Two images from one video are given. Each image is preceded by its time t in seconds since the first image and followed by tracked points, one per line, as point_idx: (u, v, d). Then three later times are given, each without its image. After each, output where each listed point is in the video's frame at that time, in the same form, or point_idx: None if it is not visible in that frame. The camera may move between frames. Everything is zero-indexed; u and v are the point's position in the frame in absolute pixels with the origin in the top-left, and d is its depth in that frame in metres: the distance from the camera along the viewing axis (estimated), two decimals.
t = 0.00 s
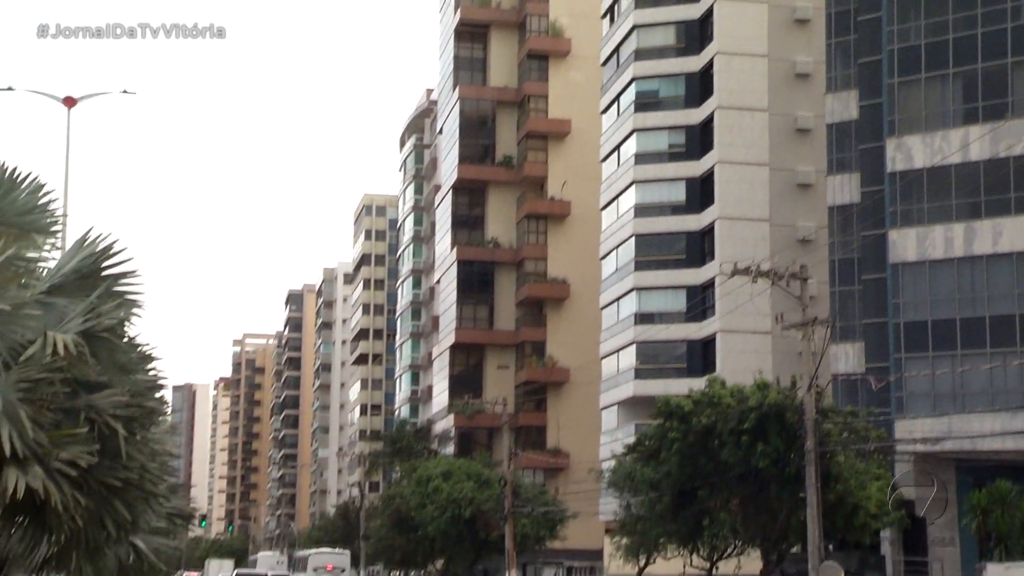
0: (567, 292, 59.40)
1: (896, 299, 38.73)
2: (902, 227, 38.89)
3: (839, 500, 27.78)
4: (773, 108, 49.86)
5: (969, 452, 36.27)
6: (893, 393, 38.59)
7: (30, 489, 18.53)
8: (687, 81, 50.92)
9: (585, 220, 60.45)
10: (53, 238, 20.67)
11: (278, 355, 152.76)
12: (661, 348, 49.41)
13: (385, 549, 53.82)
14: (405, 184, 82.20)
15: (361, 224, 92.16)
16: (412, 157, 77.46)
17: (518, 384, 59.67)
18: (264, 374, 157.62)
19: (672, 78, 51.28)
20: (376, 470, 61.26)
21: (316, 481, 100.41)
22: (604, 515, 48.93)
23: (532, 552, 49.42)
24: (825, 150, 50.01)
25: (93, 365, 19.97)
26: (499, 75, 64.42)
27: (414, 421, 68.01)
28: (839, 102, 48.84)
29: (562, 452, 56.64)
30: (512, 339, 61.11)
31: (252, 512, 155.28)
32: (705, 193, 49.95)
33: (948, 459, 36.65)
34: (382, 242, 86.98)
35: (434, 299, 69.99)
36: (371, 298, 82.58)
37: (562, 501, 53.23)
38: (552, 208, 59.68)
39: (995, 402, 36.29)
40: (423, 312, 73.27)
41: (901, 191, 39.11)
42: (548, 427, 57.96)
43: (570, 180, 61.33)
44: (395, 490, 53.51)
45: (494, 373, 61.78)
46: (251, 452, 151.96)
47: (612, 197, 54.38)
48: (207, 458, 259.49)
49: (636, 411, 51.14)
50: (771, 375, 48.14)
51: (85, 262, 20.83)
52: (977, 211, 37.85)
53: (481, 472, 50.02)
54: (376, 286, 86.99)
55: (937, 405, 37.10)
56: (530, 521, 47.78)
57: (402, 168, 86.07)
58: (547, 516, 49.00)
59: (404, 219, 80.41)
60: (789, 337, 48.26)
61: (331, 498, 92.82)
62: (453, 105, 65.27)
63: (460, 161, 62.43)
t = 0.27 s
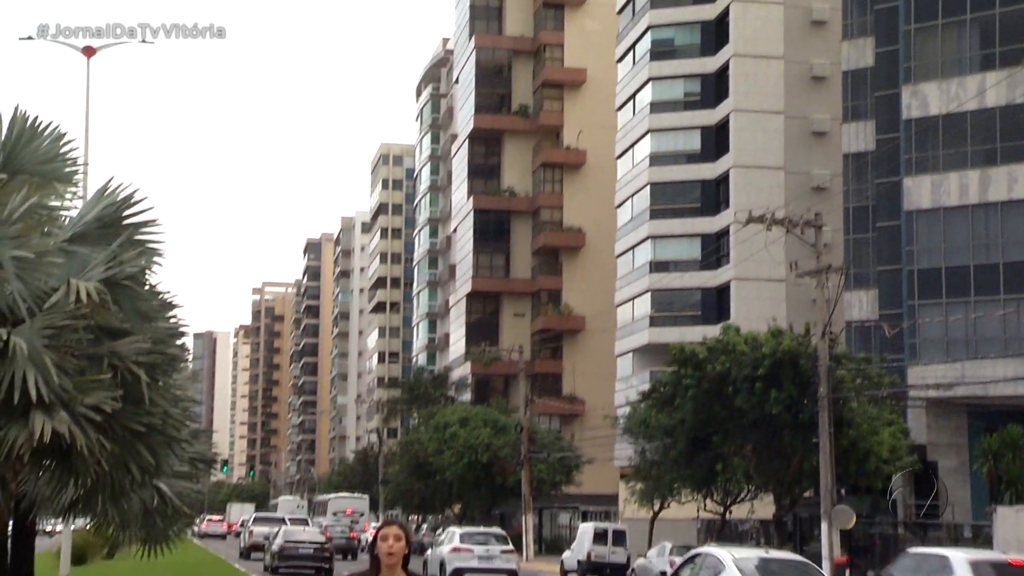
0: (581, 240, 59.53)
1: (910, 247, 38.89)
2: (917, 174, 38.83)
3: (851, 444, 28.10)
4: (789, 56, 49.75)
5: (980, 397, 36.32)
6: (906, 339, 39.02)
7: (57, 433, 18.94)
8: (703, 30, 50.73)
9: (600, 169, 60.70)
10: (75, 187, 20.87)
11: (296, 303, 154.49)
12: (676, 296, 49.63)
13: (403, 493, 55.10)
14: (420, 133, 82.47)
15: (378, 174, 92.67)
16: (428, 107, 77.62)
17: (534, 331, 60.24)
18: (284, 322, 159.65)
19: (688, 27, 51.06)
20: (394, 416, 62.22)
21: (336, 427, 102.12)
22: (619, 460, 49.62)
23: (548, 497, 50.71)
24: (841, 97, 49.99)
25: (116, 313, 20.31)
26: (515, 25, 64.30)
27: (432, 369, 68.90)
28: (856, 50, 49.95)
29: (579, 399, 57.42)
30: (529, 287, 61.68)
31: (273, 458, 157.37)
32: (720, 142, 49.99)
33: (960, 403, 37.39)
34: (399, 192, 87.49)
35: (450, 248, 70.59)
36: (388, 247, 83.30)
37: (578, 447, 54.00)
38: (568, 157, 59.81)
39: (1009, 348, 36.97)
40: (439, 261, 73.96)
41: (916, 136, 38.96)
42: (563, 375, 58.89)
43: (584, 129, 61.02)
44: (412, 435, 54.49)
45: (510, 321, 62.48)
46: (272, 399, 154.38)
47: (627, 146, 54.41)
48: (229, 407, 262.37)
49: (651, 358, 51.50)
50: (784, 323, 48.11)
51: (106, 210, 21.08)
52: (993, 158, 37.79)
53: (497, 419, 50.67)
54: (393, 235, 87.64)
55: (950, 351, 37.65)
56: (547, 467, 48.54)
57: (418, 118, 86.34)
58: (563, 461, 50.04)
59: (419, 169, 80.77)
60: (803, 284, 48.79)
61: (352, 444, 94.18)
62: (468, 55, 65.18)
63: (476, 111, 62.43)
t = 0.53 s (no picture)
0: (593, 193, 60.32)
1: (919, 199, 39.01)
2: (927, 126, 38.76)
3: (859, 397, 28.17)
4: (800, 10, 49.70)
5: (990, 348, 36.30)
6: (914, 291, 39.29)
7: (77, 383, 19.33)
8: None
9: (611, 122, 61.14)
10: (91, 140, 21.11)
11: (311, 257, 155.97)
12: (685, 249, 49.94)
13: (418, 443, 56.51)
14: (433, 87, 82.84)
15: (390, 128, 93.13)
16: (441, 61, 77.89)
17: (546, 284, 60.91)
18: (298, 276, 161.30)
19: None
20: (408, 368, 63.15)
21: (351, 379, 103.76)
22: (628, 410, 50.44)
23: (560, 446, 51.97)
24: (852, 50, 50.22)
25: (133, 266, 20.68)
26: None
27: (444, 322, 69.86)
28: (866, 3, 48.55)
29: (589, 351, 58.15)
30: (540, 241, 62.18)
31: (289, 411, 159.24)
32: (731, 96, 50.02)
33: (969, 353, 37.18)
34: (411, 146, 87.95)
35: (463, 201, 71.25)
36: (401, 201, 83.96)
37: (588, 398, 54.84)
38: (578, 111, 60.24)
39: (1016, 299, 37.16)
40: (452, 215, 74.66)
41: (927, 89, 39.05)
42: (574, 326, 59.86)
43: (596, 82, 61.72)
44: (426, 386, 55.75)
45: (521, 274, 63.09)
46: (288, 352, 156.44)
47: (639, 99, 54.34)
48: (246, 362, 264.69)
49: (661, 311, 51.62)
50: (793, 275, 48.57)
51: (122, 164, 21.36)
52: (1004, 109, 37.64)
53: (509, 370, 51.80)
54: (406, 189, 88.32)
55: (958, 304, 37.83)
56: (557, 419, 49.65)
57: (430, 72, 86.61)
58: (574, 412, 51.08)
59: (432, 123, 81.26)
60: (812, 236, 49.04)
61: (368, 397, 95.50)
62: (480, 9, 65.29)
63: (488, 65, 62.63)
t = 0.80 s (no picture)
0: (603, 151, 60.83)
1: (927, 154, 39.32)
2: (935, 84, 38.78)
3: (866, 353, 28.33)
4: None
5: (994, 304, 36.84)
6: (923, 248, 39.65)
7: (95, 339, 19.73)
8: None
9: (621, 80, 61.62)
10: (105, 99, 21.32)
11: (322, 213, 157.56)
12: (694, 207, 50.07)
13: (429, 398, 57.86)
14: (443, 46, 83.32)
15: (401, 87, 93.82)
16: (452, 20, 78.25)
17: (556, 241, 61.68)
18: (311, 233, 163.18)
19: None
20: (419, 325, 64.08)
21: (364, 335, 105.86)
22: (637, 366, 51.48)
23: (569, 401, 53.25)
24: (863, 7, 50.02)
25: (148, 224, 21.00)
26: None
27: (455, 279, 70.93)
28: None
29: (598, 307, 58.93)
30: (550, 198, 62.72)
31: (301, 366, 161.09)
32: (741, 53, 49.93)
33: (972, 310, 37.73)
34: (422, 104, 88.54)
35: (473, 160, 72.02)
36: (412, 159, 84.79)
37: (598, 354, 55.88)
38: (589, 69, 60.61)
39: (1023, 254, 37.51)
40: (462, 173, 75.45)
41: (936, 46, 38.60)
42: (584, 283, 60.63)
43: (606, 41, 62.34)
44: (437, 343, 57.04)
45: (532, 231, 63.83)
46: (301, 309, 158.57)
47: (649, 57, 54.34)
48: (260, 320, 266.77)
49: (671, 267, 52.09)
50: (802, 233, 48.67)
51: (136, 122, 21.60)
52: (1013, 66, 37.58)
53: (519, 327, 52.99)
54: (417, 147, 89.12)
55: (965, 260, 38.21)
56: (567, 374, 50.78)
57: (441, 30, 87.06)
58: (584, 368, 52.21)
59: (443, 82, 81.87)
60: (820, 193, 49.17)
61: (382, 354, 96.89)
62: None
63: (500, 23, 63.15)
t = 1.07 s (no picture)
0: (616, 111, 60.90)
1: (944, 113, 39.24)
2: (953, 41, 38.75)
3: (880, 312, 28.36)
4: None
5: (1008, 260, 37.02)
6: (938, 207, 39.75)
7: (111, 298, 19.87)
8: None
9: (635, 39, 62.20)
10: (119, 58, 21.32)
11: (336, 175, 158.89)
12: (710, 167, 49.96)
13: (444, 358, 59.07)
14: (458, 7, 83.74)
15: (415, 47, 94.33)
16: None
17: (570, 202, 62.53)
18: (326, 195, 164.55)
19: None
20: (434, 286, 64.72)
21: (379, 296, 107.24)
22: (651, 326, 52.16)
23: (584, 361, 53.95)
24: None
25: (162, 184, 21.08)
26: None
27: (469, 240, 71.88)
28: None
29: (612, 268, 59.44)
30: (563, 158, 63.33)
31: (316, 328, 163.23)
32: (755, 12, 49.95)
33: (988, 268, 38.05)
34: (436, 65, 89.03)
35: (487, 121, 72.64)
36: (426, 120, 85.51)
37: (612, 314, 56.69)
38: (603, 29, 61.54)
39: None
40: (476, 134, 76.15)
41: (954, 4, 39.02)
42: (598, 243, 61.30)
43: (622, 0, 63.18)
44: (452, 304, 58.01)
45: (546, 191, 64.63)
46: (316, 271, 160.38)
47: (663, 16, 54.30)
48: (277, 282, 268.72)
49: (685, 227, 52.16)
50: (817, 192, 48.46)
51: (150, 82, 21.62)
52: None
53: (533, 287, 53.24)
54: (431, 108, 89.76)
55: (980, 218, 38.40)
56: (582, 334, 51.47)
57: None
58: (598, 328, 52.95)
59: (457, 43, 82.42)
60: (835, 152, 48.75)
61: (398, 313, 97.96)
62: None
63: None
